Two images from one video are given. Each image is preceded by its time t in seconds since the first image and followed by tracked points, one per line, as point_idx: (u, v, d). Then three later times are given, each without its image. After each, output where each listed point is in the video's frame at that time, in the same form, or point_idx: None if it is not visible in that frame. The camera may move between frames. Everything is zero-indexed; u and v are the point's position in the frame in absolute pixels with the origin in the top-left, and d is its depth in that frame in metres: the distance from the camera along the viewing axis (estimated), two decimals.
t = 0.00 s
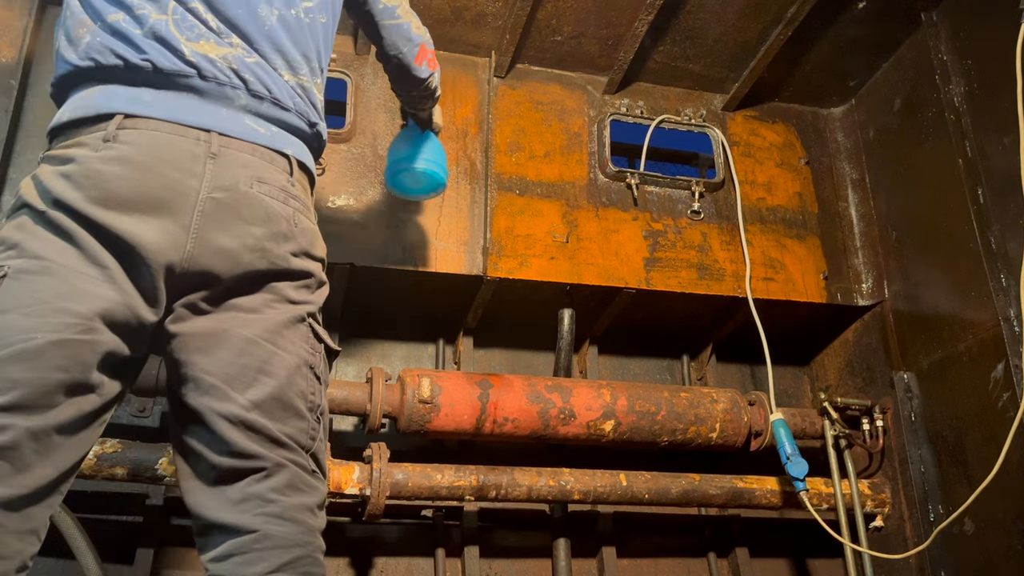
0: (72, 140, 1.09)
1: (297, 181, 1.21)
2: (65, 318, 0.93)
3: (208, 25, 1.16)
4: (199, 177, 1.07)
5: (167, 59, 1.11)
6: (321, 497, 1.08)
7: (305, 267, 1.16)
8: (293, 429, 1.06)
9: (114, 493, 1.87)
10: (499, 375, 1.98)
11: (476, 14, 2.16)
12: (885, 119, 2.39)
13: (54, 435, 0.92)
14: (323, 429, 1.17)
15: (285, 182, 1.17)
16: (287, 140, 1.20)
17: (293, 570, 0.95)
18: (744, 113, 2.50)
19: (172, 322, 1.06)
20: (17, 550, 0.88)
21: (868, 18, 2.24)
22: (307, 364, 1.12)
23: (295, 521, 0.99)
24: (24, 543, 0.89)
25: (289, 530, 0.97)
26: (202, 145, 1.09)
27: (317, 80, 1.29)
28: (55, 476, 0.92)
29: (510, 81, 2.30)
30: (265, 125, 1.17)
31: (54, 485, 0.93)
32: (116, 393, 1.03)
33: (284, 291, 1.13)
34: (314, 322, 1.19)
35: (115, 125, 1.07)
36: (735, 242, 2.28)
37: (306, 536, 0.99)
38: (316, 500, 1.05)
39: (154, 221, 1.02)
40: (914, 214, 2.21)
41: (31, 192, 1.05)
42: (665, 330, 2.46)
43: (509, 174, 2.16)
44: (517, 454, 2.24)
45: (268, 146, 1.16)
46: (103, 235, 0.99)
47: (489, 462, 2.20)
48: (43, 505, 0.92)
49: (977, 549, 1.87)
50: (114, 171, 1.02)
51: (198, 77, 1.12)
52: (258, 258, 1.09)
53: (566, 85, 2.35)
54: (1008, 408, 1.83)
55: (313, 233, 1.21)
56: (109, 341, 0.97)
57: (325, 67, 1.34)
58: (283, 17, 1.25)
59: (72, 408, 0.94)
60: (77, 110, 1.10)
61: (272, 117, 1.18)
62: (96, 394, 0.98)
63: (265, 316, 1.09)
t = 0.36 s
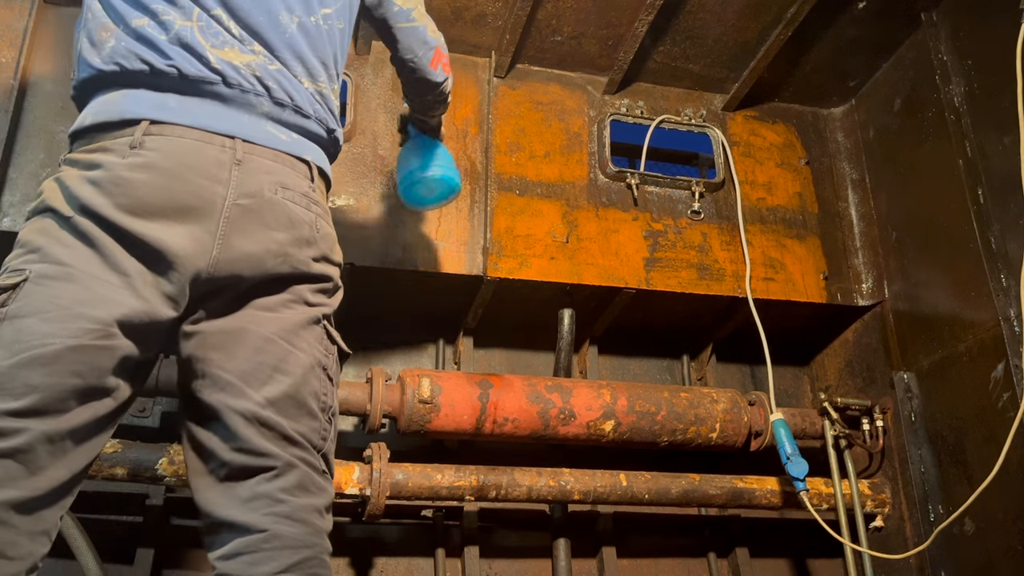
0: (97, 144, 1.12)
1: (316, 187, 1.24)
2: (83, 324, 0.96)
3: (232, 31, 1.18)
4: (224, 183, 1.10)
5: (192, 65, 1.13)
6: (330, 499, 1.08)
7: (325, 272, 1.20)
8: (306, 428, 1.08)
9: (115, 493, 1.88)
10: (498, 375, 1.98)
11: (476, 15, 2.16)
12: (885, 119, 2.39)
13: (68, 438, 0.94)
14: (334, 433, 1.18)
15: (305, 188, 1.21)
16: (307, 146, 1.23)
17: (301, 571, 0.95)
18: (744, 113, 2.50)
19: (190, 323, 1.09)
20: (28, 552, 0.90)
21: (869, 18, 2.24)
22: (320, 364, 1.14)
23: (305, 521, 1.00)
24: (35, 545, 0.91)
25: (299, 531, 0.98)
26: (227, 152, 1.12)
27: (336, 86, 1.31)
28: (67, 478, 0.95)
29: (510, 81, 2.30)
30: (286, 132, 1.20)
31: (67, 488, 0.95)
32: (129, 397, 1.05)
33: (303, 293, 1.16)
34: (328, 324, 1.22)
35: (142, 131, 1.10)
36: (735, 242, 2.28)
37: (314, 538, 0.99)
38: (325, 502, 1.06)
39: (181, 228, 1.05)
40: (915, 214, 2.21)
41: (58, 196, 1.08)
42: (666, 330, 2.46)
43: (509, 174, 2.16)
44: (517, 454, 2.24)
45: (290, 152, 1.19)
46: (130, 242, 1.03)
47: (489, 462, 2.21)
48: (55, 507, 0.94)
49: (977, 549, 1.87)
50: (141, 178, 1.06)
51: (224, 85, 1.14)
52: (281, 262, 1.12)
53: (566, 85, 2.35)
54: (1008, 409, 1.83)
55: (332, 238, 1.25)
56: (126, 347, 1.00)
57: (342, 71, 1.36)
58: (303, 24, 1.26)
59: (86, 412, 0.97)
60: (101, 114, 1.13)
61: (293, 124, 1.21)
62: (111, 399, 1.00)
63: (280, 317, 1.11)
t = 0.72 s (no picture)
0: (100, 144, 1.12)
1: (320, 189, 1.24)
2: (84, 324, 0.95)
3: (235, 30, 1.18)
4: (228, 184, 1.10)
5: (195, 65, 1.13)
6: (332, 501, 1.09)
7: (328, 273, 1.20)
8: (308, 431, 1.08)
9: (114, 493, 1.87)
10: (498, 375, 1.98)
11: (476, 14, 2.16)
12: (885, 119, 2.39)
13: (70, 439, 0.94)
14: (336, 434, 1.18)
15: (309, 190, 1.20)
16: (310, 146, 1.23)
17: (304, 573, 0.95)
18: (744, 113, 2.50)
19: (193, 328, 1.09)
20: (29, 553, 0.90)
21: (869, 18, 2.24)
22: (323, 367, 1.14)
23: (307, 523, 1.00)
24: (36, 545, 0.91)
25: (301, 533, 0.98)
26: (231, 152, 1.12)
27: (339, 86, 1.31)
28: (69, 479, 0.95)
29: (510, 81, 2.30)
30: (289, 132, 1.20)
31: (68, 488, 0.95)
32: (131, 397, 1.05)
33: (306, 295, 1.16)
34: (331, 326, 1.22)
35: (145, 132, 1.10)
36: (735, 242, 2.28)
37: (318, 540, 0.99)
38: (328, 504, 1.06)
39: (184, 229, 1.05)
40: (915, 214, 2.21)
41: (61, 195, 1.07)
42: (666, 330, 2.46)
43: (509, 174, 2.16)
44: (517, 454, 2.24)
45: (293, 153, 1.19)
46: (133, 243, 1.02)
47: (489, 462, 2.21)
48: (55, 507, 0.94)
49: (977, 549, 1.87)
50: (144, 178, 1.05)
51: (227, 85, 1.14)
52: (285, 264, 1.11)
53: (566, 85, 2.35)
54: (1008, 408, 1.83)
55: (335, 239, 1.25)
56: (128, 347, 1.00)
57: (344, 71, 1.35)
58: (307, 23, 1.26)
59: (88, 412, 0.96)
60: (104, 114, 1.13)
61: (297, 124, 1.21)
62: (114, 399, 1.00)
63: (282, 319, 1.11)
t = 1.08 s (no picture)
0: (113, 143, 1.12)
1: (331, 194, 1.25)
2: (97, 324, 0.95)
3: (251, 31, 1.17)
4: (243, 188, 1.10)
5: (213, 66, 1.12)
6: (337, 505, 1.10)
7: (337, 279, 1.21)
8: (315, 437, 1.09)
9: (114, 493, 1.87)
10: (498, 375, 1.98)
11: (476, 14, 2.16)
12: (885, 119, 2.39)
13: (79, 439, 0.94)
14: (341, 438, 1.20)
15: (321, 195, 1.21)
16: (323, 150, 1.24)
17: None
18: (744, 113, 2.50)
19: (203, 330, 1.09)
20: (35, 554, 0.89)
21: (869, 18, 2.24)
22: (330, 373, 1.15)
23: (314, 527, 1.01)
24: (42, 547, 0.91)
25: (308, 536, 0.99)
26: (246, 155, 1.12)
27: (352, 91, 1.31)
28: (77, 479, 0.95)
29: (510, 81, 2.30)
30: (303, 135, 1.20)
31: (75, 488, 0.95)
32: (139, 397, 1.05)
33: (314, 300, 1.17)
34: (337, 332, 1.23)
35: (162, 132, 1.09)
36: (735, 242, 2.28)
37: (323, 543, 1.01)
38: (333, 508, 1.08)
39: (200, 232, 1.05)
40: (915, 215, 2.21)
41: (74, 193, 1.07)
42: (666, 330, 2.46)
43: (509, 174, 2.16)
44: (517, 454, 2.24)
45: (307, 156, 1.19)
46: (147, 245, 1.03)
47: (489, 462, 2.21)
48: (62, 509, 0.94)
49: (977, 549, 1.87)
50: (160, 179, 1.05)
51: (244, 86, 1.14)
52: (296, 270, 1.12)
53: (566, 85, 2.35)
54: (1008, 408, 1.83)
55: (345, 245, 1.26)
56: (139, 347, 0.99)
57: (357, 74, 1.35)
58: (323, 27, 1.26)
59: (97, 412, 0.96)
60: (120, 113, 1.12)
61: (310, 127, 1.21)
62: (123, 400, 1.00)
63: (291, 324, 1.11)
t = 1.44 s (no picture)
0: (139, 147, 1.12)
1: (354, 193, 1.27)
2: (119, 334, 0.95)
3: (275, 35, 1.18)
4: (269, 190, 1.11)
5: (238, 71, 1.13)
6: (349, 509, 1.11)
7: (359, 281, 1.22)
8: (331, 438, 1.09)
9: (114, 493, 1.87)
10: (499, 375, 1.98)
11: (476, 14, 2.16)
12: (885, 119, 2.39)
13: (98, 446, 0.94)
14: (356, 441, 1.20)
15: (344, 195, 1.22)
16: (344, 151, 1.25)
17: None
18: (744, 113, 2.50)
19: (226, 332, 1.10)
20: (50, 558, 0.89)
21: (869, 18, 2.24)
22: (347, 375, 1.16)
23: (325, 529, 1.01)
24: (58, 551, 0.90)
25: (320, 538, 1.00)
26: (272, 157, 1.13)
27: (373, 93, 1.32)
28: (93, 486, 0.95)
29: (510, 81, 2.30)
30: (325, 137, 1.21)
31: (92, 494, 0.96)
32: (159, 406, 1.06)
33: (336, 302, 1.18)
34: (355, 334, 1.24)
35: (188, 134, 1.10)
36: (734, 242, 2.28)
37: (334, 546, 1.01)
38: (345, 511, 1.08)
39: (226, 234, 1.06)
40: (914, 215, 2.21)
41: (98, 200, 1.07)
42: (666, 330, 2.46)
43: (509, 174, 2.16)
44: (518, 454, 2.24)
45: (330, 157, 1.21)
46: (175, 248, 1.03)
47: (489, 462, 2.21)
48: (78, 515, 0.94)
49: (977, 549, 1.87)
50: (187, 183, 1.06)
51: (268, 92, 1.15)
52: (319, 270, 1.13)
53: (566, 85, 2.35)
54: (1008, 408, 1.83)
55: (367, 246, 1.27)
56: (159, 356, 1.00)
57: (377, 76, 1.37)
58: (345, 30, 1.27)
59: (117, 421, 0.97)
60: (145, 118, 1.13)
61: (332, 129, 1.22)
62: (142, 408, 1.01)
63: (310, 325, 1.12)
